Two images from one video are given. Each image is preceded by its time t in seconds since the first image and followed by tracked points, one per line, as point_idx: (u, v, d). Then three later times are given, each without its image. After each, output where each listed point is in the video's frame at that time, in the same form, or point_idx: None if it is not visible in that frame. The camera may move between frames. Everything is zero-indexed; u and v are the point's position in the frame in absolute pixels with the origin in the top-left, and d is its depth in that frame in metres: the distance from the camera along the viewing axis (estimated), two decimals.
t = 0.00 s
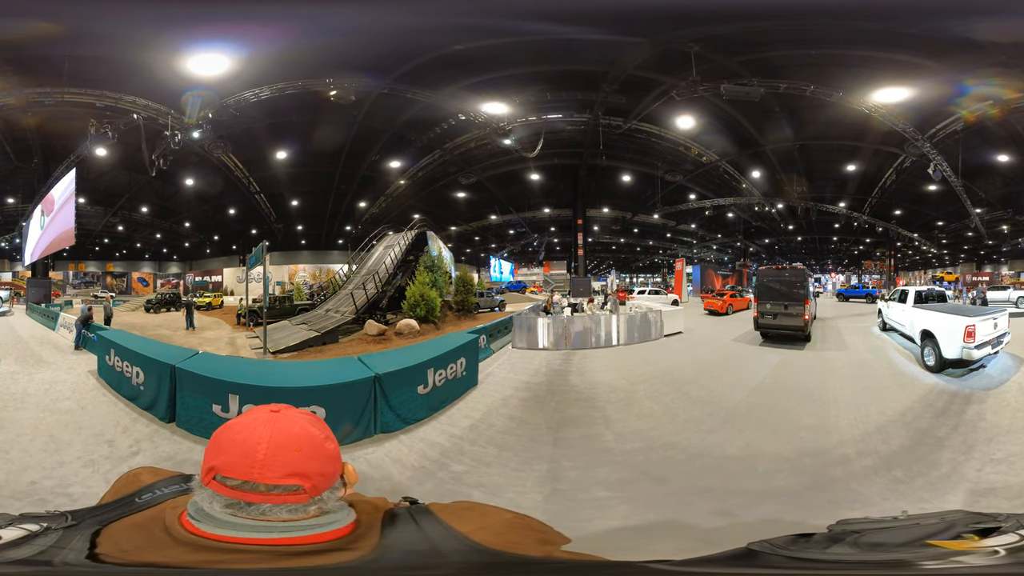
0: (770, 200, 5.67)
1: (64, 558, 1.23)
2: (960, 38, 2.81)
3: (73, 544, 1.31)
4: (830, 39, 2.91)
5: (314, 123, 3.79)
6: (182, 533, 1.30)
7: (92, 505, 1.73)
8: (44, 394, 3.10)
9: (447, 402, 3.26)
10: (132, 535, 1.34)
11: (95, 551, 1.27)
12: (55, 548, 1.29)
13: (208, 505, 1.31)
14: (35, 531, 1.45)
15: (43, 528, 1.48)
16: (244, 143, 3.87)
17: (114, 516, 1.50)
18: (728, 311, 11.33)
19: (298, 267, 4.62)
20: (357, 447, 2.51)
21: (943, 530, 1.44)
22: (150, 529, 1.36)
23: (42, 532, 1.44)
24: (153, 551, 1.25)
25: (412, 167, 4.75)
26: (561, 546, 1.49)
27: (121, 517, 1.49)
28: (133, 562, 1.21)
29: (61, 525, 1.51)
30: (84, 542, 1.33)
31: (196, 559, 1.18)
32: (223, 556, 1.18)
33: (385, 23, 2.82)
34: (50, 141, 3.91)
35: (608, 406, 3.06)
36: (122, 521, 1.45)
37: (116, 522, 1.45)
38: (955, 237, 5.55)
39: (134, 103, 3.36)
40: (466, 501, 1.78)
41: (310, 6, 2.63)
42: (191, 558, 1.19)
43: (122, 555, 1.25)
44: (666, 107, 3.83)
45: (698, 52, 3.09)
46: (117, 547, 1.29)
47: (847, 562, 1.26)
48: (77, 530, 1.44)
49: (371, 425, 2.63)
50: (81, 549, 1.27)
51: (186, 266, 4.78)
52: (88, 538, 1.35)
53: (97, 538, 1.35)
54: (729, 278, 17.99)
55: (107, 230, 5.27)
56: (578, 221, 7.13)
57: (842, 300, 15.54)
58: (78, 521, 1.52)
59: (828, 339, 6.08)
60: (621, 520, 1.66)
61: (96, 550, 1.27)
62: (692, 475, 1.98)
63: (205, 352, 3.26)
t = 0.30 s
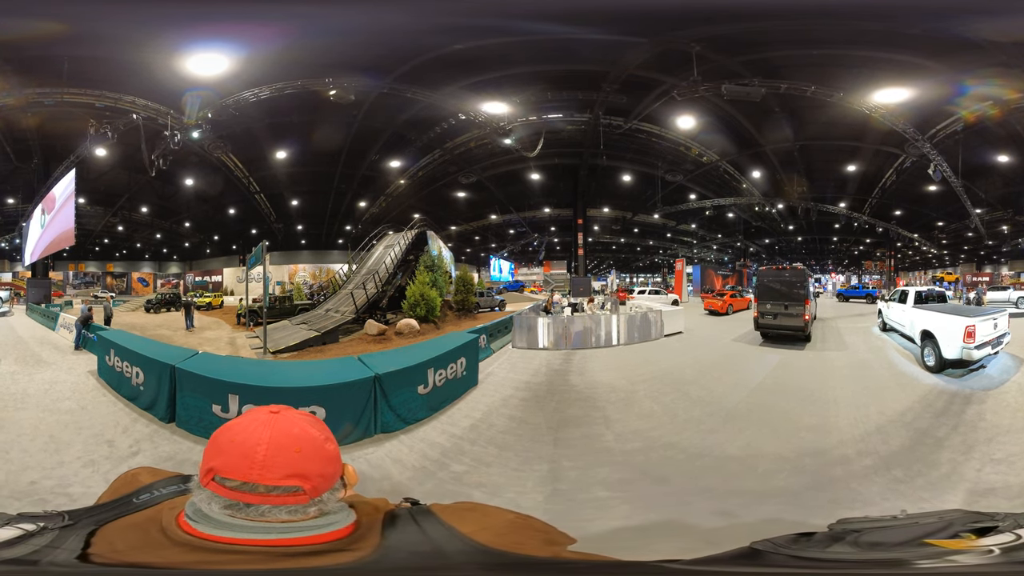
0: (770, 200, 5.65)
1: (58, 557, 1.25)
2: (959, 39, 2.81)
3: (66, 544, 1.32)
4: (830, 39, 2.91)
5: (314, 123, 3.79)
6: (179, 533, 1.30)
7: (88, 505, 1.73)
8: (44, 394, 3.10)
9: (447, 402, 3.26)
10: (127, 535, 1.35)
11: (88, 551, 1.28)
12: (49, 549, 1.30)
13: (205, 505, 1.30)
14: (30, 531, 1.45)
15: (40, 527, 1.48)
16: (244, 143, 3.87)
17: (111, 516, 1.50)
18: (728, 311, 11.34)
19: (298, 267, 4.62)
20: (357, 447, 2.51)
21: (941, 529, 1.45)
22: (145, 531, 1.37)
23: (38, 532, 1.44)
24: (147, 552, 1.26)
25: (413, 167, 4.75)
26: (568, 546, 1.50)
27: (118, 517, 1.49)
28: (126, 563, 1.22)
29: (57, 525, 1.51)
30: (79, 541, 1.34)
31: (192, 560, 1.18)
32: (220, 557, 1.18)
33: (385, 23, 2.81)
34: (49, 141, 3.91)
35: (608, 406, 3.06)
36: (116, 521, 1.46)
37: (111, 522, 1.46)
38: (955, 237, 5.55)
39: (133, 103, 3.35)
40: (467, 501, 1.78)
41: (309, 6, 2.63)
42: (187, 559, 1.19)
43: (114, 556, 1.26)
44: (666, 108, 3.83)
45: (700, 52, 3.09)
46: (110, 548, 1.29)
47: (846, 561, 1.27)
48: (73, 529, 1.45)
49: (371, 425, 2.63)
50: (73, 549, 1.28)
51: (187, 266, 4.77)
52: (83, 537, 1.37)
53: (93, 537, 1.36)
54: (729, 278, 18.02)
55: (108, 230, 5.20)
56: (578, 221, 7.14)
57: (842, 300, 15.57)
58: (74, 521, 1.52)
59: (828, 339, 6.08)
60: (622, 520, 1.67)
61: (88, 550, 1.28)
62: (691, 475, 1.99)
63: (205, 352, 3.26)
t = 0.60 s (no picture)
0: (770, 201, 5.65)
1: (58, 557, 1.26)
2: (960, 38, 2.81)
3: (65, 544, 1.33)
4: (831, 39, 2.91)
5: (314, 123, 3.79)
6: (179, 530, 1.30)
7: (88, 505, 1.73)
8: (44, 394, 3.10)
9: (447, 402, 3.26)
10: (126, 535, 1.35)
11: (88, 552, 1.28)
12: (48, 549, 1.31)
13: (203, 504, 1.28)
14: (29, 531, 1.45)
15: (38, 527, 1.48)
16: (244, 143, 3.88)
17: (110, 516, 1.50)
18: (728, 311, 11.34)
19: (298, 267, 4.62)
20: (357, 447, 2.51)
21: (940, 529, 1.45)
22: (144, 529, 1.37)
23: (37, 532, 1.44)
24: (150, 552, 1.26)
25: (413, 166, 4.75)
26: (566, 546, 1.50)
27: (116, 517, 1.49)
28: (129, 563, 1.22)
29: (57, 525, 1.51)
30: (79, 540, 1.34)
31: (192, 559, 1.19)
32: (219, 556, 1.18)
33: (385, 23, 2.80)
34: (50, 141, 3.91)
35: (608, 406, 3.06)
36: (116, 521, 1.46)
37: (110, 522, 1.46)
38: (955, 237, 5.55)
39: (133, 103, 3.35)
40: (467, 502, 1.78)
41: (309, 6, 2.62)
42: (185, 559, 1.19)
43: (113, 555, 1.26)
44: (667, 107, 3.83)
45: (700, 52, 3.08)
46: (109, 547, 1.30)
47: (847, 561, 1.27)
48: (73, 529, 1.45)
49: (371, 425, 2.63)
50: (71, 549, 1.29)
51: (187, 266, 4.77)
52: (84, 537, 1.37)
53: (92, 537, 1.36)
54: (729, 278, 18.04)
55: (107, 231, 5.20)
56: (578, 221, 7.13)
57: (842, 300, 15.57)
58: (74, 521, 1.52)
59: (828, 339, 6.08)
60: (622, 520, 1.67)
61: (87, 550, 1.29)
62: (691, 475, 1.99)
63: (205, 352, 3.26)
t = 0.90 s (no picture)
0: (770, 201, 5.65)
1: (49, 557, 1.26)
2: (960, 38, 2.81)
3: (60, 544, 1.33)
4: (831, 39, 2.91)
5: (314, 123, 3.80)
6: (172, 529, 1.29)
7: (87, 504, 1.73)
8: (44, 394, 3.10)
9: (447, 402, 3.26)
10: (120, 534, 1.35)
11: (82, 552, 1.28)
12: (42, 549, 1.31)
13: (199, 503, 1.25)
14: (26, 531, 1.46)
15: (34, 527, 1.48)
16: (244, 143, 3.88)
17: (107, 516, 1.50)
18: (728, 311, 11.35)
19: (298, 267, 4.62)
20: (357, 447, 2.51)
21: (938, 528, 1.45)
22: (140, 528, 1.37)
23: (33, 532, 1.44)
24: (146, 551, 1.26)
25: (413, 167, 4.76)
26: (573, 546, 1.49)
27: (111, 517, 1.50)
28: (122, 564, 1.23)
29: (54, 524, 1.51)
30: (74, 540, 1.35)
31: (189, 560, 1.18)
32: (218, 557, 1.16)
33: (385, 24, 2.81)
34: (50, 141, 3.92)
35: (608, 406, 3.06)
36: (109, 521, 1.46)
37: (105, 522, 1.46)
38: (955, 237, 5.56)
39: (134, 103, 3.35)
40: (468, 502, 1.78)
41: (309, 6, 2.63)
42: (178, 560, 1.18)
43: (107, 555, 1.27)
44: (667, 107, 3.83)
45: (700, 52, 3.09)
46: (103, 547, 1.30)
47: (846, 560, 1.27)
48: (70, 529, 1.45)
49: (371, 425, 2.63)
50: (64, 550, 1.30)
51: (187, 266, 4.83)
52: (79, 537, 1.38)
53: (87, 537, 1.37)
54: (729, 278, 18.05)
55: (108, 230, 5.11)
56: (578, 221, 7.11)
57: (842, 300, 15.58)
58: (71, 521, 1.52)
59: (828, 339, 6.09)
60: (622, 520, 1.67)
61: (81, 550, 1.29)
62: (691, 475, 1.99)
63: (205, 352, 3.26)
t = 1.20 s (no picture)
0: (770, 200, 5.65)
1: (51, 557, 1.27)
2: (959, 38, 2.82)
3: (62, 544, 1.33)
4: (831, 39, 2.91)
5: (314, 124, 3.81)
6: (173, 528, 1.29)
7: (88, 504, 1.73)
8: (44, 394, 3.10)
9: (447, 402, 3.26)
10: (121, 535, 1.35)
11: (84, 552, 1.28)
12: (44, 549, 1.32)
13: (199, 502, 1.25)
14: (27, 531, 1.45)
15: (35, 527, 1.48)
16: (244, 143, 3.89)
17: (108, 516, 1.50)
18: (728, 311, 11.35)
19: (298, 267, 4.63)
20: (357, 447, 2.51)
21: (939, 528, 1.45)
22: (142, 528, 1.37)
23: (34, 532, 1.44)
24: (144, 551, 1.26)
25: (412, 167, 4.76)
26: (572, 546, 1.49)
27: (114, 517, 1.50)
28: (122, 564, 1.22)
29: (55, 524, 1.51)
30: (76, 540, 1.35)
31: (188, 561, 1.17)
32: (218, 557, 1.16)
33: (385, 24, 2.81)
34: (50, 141, 3.94)
35: (608, 406, 3.06)
36: (110, 522, 1.46)
37: (108, 522, 1.46)
38: (955, 237, 5.56)
39: (134, 102, 3.35)
40: (467, 502, 1.78)
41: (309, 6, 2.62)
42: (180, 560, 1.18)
43: (110, 556, 1.27)
44: (667, 108, 3.83)
45: (700, 52, 3.09)
46: (105, 548, 1.30)
47: (847, 560, 1.26)
48: (71, 529, 1.45)
49: (371, 425, 2.63)
50: (67, 550, 1.30)
51: (187, 266, 4.81)
52: (80, 537, 1.38)
53: (89, 536, 1.38)
54: (729, 278, 18.05)
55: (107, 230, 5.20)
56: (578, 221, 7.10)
57: (843, 300, 15.59)
58: (72, 521, 1.52)
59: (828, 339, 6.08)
60: (622, 520, 1.67)
61: (85, 550, 1.29)
62: (692, 475, 1.99)
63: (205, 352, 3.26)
